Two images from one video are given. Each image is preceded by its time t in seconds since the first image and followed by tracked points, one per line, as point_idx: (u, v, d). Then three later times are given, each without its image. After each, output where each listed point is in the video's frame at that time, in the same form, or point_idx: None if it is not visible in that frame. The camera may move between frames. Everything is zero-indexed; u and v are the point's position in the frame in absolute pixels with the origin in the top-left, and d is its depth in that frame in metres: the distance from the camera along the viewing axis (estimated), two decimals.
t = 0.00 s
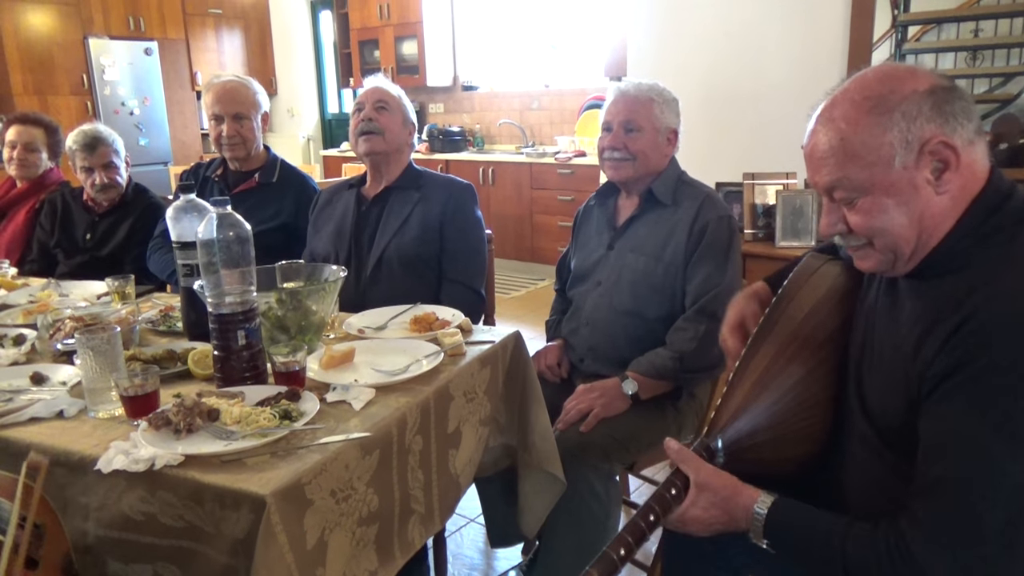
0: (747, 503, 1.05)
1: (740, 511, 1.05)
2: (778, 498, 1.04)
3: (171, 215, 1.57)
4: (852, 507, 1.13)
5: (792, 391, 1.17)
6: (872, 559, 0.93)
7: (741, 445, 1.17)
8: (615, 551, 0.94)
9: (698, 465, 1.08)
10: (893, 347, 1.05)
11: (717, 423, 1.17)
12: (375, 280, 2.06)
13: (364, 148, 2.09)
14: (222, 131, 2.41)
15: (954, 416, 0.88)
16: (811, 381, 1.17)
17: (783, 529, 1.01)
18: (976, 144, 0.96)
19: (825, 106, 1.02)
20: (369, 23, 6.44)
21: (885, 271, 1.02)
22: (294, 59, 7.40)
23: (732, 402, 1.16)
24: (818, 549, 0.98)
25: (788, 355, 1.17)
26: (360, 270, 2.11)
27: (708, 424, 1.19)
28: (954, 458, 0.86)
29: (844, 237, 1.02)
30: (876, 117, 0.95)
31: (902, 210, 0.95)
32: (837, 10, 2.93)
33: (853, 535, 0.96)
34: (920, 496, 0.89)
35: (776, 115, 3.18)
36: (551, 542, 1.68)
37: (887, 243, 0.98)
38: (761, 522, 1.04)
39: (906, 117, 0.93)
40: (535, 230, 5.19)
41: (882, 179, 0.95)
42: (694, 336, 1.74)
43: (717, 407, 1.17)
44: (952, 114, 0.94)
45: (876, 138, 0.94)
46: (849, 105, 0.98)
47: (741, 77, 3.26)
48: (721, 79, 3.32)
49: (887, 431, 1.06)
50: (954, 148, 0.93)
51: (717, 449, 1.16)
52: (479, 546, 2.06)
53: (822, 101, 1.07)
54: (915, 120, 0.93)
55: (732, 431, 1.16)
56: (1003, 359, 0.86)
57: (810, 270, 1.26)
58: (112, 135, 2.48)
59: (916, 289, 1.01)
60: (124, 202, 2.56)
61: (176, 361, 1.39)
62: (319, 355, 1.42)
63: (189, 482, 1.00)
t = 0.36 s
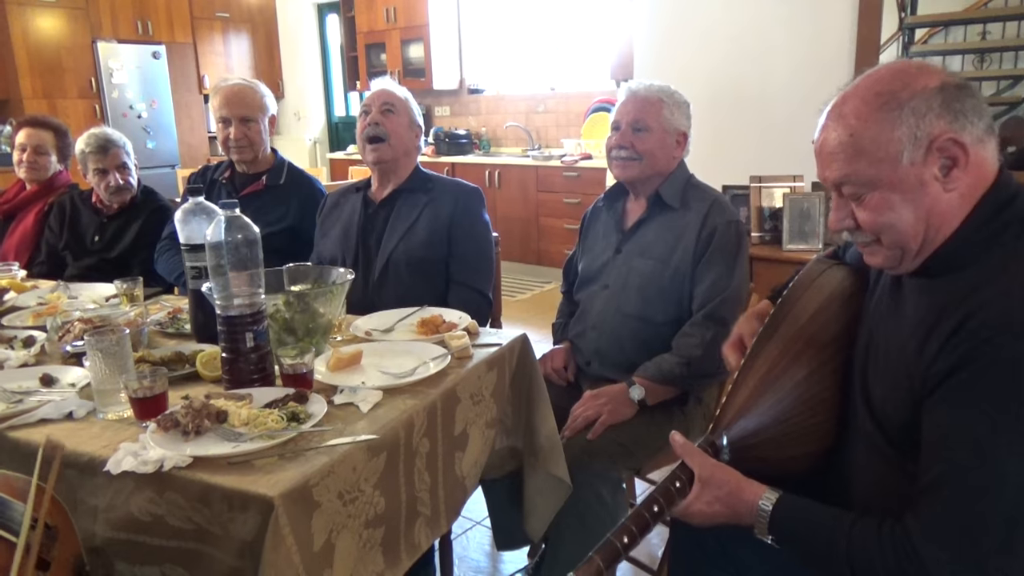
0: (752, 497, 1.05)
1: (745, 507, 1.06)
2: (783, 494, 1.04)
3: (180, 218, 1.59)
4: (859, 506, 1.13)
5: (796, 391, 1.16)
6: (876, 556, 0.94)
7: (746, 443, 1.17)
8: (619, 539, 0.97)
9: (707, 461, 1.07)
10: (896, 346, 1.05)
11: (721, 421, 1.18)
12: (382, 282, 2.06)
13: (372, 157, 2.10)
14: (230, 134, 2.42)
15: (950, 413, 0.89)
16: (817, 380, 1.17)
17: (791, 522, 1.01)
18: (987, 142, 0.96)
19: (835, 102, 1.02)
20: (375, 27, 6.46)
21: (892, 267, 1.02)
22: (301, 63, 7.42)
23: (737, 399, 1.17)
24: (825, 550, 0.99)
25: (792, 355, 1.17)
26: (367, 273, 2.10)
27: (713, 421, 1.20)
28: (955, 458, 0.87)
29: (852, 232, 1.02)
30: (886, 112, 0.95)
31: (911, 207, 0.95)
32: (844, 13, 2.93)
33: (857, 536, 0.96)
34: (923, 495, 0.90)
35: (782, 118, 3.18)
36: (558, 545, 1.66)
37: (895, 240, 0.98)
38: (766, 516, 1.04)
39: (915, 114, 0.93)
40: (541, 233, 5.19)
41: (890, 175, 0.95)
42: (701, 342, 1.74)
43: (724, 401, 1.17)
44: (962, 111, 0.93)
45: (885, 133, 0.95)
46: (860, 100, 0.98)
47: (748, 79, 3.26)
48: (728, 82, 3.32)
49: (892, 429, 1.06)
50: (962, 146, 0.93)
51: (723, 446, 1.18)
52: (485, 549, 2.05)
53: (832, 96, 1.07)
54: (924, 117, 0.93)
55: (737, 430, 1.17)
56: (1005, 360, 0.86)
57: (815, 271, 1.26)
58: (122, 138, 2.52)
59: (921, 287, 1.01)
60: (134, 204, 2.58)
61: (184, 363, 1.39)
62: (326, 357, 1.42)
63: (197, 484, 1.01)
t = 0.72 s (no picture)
0: (759, 504, 1.06)
1: (751, 512, 1.06)
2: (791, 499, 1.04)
3: (188, 219, 1.58)
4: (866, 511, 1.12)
5: (803, 395, 1.16)
6: (887, 562, 0.93)
7: (753, 447, 1.17)
8: (626, 542, 0.96)
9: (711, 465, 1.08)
10: (902, 351, 1.05)
11: (730, 424, 1.18)
12: (388, 285, 2.07)
13: (379, 159, 2.10)
14: (238, 135, 2.43)
15: (954, 416, 0.89)
16: (825, 385, 1.16)
17: (804, 526, 1.01)
18: (968, 148, 0.96)
19: (819, 124, 1.04)
20: (384, 29, 6.48)
21: (892, 279, 1.01)
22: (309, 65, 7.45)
23: (746, 402, 1.16)
24: (837, 557, 0.99)
25: (802, 359, 1.16)
26: (374, 276, 2.11)
27: (722, 424, 1.20)
28: (962, 461, 0.87)
29: (847, 247, 1.01)
30: (867, 126, 0.96)
31: (901, 216, 0.95)
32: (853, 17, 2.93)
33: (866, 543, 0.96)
34: (931, 500, 0.90)
35: (790, 121, 3.17)
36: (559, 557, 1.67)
37: (889, 250, 0.97)
38: (774, 521, 1.04)
39: (895, 124, 0.94)
40: (548, 235, 5.19)
41: (876, 185, 0.95)
42: (709, 344, 1.73)
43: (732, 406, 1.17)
44: (940, 119, 0.94)
45: (867, 146, 0.95)
46: (841, 119, 1.00)
47: (756, 83, 3.25)
48: (736, 86, 3.32)
49: (899, 437, 1.06)
50: (945, 152, 0.93)
51: (730, 449, 1.18)
52: (490, 552, 2.05)
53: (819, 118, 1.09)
54: (902, 127, 0.94)
55: (744, 433, 1.16)
56: (1002, 363, 0.86)
57: (823, 276, 1.26)
58: (132, 139, 2.53)
59: (921, 293, 1.01)
60: (143, 205, 2.60)
61: (193, 364, 1.40)
62: (334, 358, 1.43)
63: (206, 485, 1.01)
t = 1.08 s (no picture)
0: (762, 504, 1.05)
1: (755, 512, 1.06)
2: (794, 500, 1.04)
3: (195, 224, 1.59)
4: (871, 517, 1.11)
5: (810, 399, 1.15)
6: (888, 567, 0.93)
7: (758, 448, 1.16)
8: (628, 532, 0.96)
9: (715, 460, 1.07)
10: (907, 356, 1.05)
11: (736, 424, 1.17)
12: (393, 289, 2.07)
13: (384, 166, 2.11)
14: (244, 140, 2.43)
15: (955, 423, 0.89)
16: (831, 389, 1.16)
17: (805, 526, 1.01)
18: (979, 154, 0.96)
19: (829, 123, 1.03)
20: (389, 33, 6.49)
21: (896, 282, 1.01)
22: (315, 68, 7.47)
23: (753, 404, 1.15)
24: (837, 560, 0.98)
25: (809, 363, 1.15)
26: (379, 280, 2.11)
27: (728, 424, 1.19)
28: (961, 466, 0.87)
29: (852, 247, 1.01)
30: (879, 126, 0.96)
31: (909, 219, 0.95)
32: (860, 21, 2.93)
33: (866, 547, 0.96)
34: (932, 504, 0.89)
35: (796, 125, 3.17)
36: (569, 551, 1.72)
37: (895, 252, 0.97)
38: (776, 523, 1.04)
39: (908, 127, 0.94)
40: (553, 239, 5.19)
41: (886, 187, 0.95)
42: (714, 350, 1.73)
43: (738, 407, 1.16)
44: (953, 124, 0.94)
45: (879, 146, 0.95)
46: (854, 117, 0.99)
47: (761, 87, 3.25)
48: (741, 90, 3.32)
49: (904, 443, 1.05)
50: (956, 157, 0.93)
51: (735, 449, 1.17)
52: (495, 556, 2.05)
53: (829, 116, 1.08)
54: (915, 131, 0.94)
55: (751, 434, 1.16)
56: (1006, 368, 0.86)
57: (830, 284, 1.26)
58: (140, 143, 2.55)
59: (926, 299, 1.01)
60: (150, 209, 2.61)
61: (199, 368, 1.41)
62: (340, 362, 1.43)
63: (212, 489, 1.01)
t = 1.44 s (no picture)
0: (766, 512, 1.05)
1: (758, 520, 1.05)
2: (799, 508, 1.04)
3: (203, 230, 1.60)
4: (877, 523, 1.11)
5: (815, 405, 1.14)
6: (891, 574, 0.93)
7: (764, 453, 1.15)
8: (633, 534, 0.98)
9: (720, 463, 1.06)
10: (913, 362, 1.04)
11: (743, 430, 1.17)
12: (399, 296, 2.08)
13: (390, 180, 2.11)
14: (252, 146, 2.44)
15: (958, 428, 0.88)
16: (837, 395, 1.15)
17: (808, 539, 1.01)
18: (995, 165, 0.96)
19: (850, 120, 1.03)
20: (396, 38, 6.50)
21: (901, 286, 1.01)
22: (322, 73, 7.50)
23: (759, 409, 1.16)
24: (840, 565, 0.98)
25: (815, 369, 1.15)
26: (385, 287, 2.11)
27: (735, 430, 1.19)
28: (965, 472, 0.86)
29: (861, 247, 1.01)
30: (901, 128, 0.95)
31: (921, 224, 0.95)
32: (867, 28, 2.93)
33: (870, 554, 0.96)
34: (936, 510, 0.89)
35: (803, 131, 3.17)
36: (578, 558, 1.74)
37: (903, 257, 0.97)
38: (781, 532, 1.03)
39: (930, 131, 0.94)
40: (559, 244, 5.19)
41: (903, 190, 0.95)
42: (722, 356, 1.72)
43: (744, 412, 1.17)
44: (974, 132, 0.94)
45: (899, 148, 0.95)
46: (876, 116, 0.99)
47: (768, 94, 3.25)
48: (748, 96, 3.32)
49: (909, 448, 1.05)
50: (974, 165, 0.93)
51: (742, 455, 1.18)
52: (500, 563, 2.05)
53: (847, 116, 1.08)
54: (937, 134, 0.93)
55: (756, 439, 1.15)
56: (1010, 374, 0.86)
57: (837, 290, 1.25)
58: (148, 148, 2.56)
59: (934, 305, 1.01)
60: (158, 214, 2.62)
61: (206, 374, 1.41)
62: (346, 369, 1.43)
63: (219, 495, 1.01)
